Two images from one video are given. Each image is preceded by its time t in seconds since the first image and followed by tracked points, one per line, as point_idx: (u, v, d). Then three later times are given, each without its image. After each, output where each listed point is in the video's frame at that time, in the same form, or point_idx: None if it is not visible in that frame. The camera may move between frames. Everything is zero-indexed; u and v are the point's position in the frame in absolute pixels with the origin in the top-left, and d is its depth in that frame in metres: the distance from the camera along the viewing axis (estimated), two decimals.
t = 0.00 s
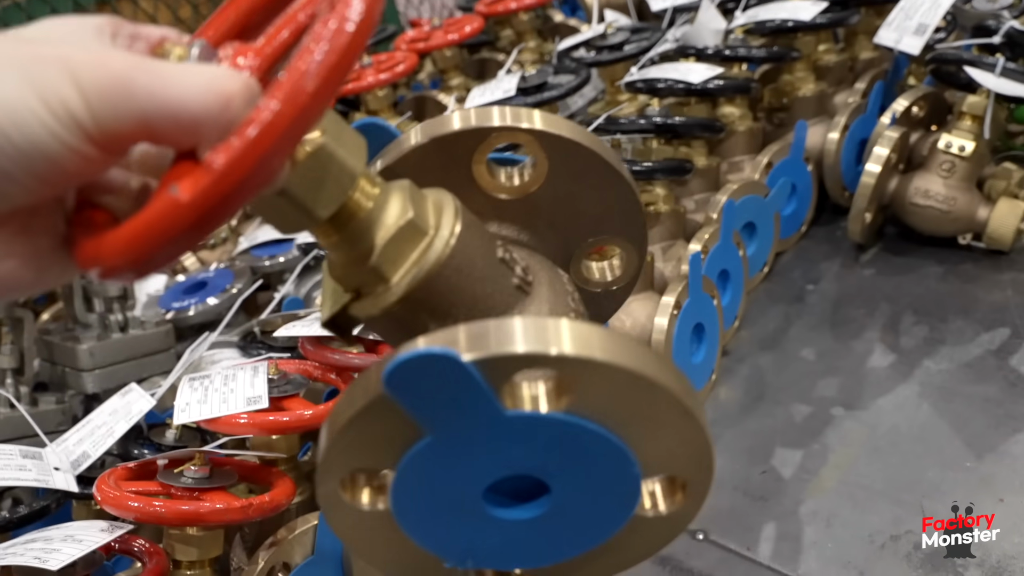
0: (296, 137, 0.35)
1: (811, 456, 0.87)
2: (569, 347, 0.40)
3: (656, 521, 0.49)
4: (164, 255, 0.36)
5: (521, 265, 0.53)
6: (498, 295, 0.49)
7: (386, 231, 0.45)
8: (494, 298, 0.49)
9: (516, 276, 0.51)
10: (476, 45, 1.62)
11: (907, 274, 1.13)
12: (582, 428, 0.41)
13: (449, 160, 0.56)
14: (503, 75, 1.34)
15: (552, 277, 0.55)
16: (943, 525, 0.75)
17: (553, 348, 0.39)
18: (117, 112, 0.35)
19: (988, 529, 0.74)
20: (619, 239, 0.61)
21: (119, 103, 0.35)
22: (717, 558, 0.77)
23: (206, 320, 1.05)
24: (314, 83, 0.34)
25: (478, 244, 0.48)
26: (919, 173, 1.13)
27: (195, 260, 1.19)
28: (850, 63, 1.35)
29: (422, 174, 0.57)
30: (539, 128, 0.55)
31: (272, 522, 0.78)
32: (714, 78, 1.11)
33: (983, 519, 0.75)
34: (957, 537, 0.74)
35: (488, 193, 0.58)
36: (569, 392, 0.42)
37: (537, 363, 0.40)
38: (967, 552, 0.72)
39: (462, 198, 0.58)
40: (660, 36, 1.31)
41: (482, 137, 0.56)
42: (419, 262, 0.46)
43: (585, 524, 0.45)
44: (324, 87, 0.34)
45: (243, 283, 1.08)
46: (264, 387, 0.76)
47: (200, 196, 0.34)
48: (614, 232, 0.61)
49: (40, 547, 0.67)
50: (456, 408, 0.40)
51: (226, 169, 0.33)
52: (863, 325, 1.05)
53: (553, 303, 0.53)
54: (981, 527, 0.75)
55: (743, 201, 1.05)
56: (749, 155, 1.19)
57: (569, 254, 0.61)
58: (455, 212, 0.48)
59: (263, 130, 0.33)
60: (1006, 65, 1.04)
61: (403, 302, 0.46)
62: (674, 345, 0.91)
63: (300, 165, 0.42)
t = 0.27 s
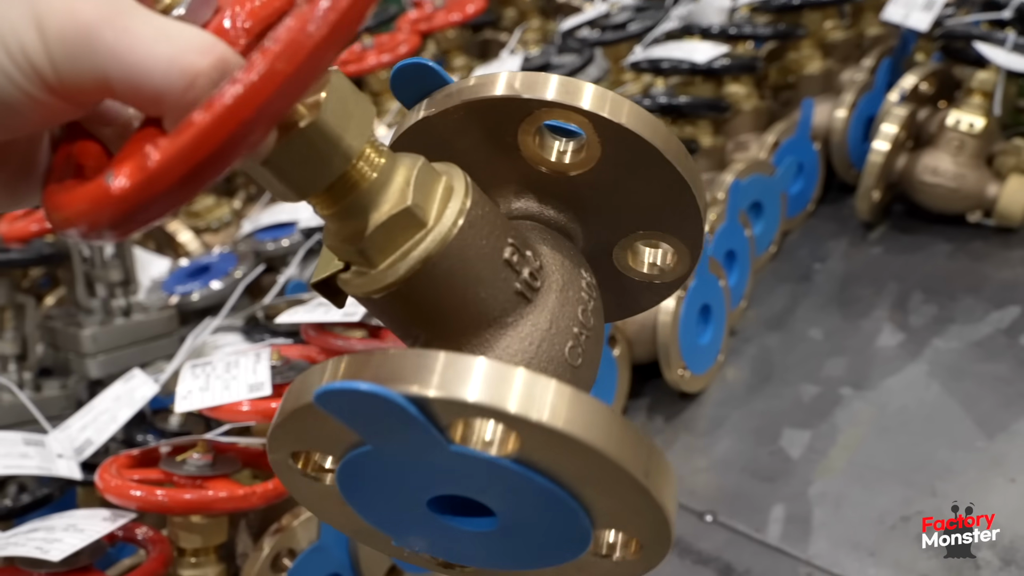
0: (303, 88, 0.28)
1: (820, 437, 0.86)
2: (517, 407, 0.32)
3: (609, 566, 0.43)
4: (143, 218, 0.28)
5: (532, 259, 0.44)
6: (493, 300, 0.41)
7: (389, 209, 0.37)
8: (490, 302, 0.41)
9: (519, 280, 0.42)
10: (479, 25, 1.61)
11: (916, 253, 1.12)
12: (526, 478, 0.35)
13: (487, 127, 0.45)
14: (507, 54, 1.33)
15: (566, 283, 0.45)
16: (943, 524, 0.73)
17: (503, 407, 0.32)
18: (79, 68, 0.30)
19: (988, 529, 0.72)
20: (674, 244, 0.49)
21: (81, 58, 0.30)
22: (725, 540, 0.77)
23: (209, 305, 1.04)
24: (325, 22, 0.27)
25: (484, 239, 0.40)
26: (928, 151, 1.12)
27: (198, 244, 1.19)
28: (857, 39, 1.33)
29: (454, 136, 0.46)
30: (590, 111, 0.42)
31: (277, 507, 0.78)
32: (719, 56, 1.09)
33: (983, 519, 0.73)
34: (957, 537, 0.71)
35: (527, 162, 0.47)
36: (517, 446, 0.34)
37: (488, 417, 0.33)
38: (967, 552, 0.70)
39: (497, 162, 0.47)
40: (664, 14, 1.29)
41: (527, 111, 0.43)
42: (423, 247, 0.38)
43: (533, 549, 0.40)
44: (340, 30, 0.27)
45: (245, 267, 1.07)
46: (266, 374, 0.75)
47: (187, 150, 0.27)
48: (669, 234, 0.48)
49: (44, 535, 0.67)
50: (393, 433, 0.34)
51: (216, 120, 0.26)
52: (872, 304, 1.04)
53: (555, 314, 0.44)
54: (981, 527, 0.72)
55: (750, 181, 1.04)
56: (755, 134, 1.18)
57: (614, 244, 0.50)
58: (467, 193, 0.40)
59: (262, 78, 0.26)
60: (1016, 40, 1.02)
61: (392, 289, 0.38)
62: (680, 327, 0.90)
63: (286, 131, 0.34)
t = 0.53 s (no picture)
0: (345, 95, 0.25)
1: (831, 427, 0.85)
2: (468, 470, 0.31)
3: None
4: (164, 224, 0.25)
5: (547, 286, 0.41)
6: (494, 327, 0.39)
7: (402, 223, 0.35)
8: (492, 329, 0.39)
9: (527, 308, 0.40)
10: (486, 13, 1.60)
11: (928, 241, 1.11)
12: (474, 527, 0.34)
13: (531, 128, 0.41)
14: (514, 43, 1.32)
15: (583, 311, 0.43)
16: (943, 524, 0.72)
17: (449, 465, 0.31)
18: (80, 62, 0.29)
19: (988, 529, 0.70)
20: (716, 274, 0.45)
21: (82, 54, 0.28)
22: (736, 532, 0.76)
23: (216, 296, 1.04)
24: (373, 21, 0.24)
25: (494, 268, 0.38)
26: (940, 138, 1.11)
27: (206, 235, 1.19)
28: (868, 25, 1.32)
29: (498, 127, 0.42)
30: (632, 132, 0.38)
31: (286, 498, 0.78)
32: (728, 43, 1.08)
33: (984, 519, 0.71)
34: (957, 537, 0.70)
35: (572, 167, 0.43)
36: (472, 497, 0.33)
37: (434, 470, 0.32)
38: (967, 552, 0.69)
39: (541, 160, 0.44)
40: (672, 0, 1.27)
41: (571, 121, 0.39)
42: (434, 260, 0.36)
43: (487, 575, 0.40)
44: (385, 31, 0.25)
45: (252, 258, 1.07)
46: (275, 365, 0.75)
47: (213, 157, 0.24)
48: (714, 265, 0.44)
49: (53, 528, 0.67)
50: (347, 457, 0.34)
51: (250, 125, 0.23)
52: (883, 293, 1.03)
53: (561, 347, 0.41)
54: (981, 527, 0.71)
55: (760, 169, 1.03)
56: (765, 122, 1.17)
57: (654, 261, 0.47)
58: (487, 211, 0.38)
59: (303, 82, 0.23)
60: None
61: (401, 301, 0.37)
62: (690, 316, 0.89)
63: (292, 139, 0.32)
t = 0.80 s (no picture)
0: (348, 86, 0.24)
1: (839, 424, 0.85)
2: (441, 472, 0.31)
3: None
4: (164, 209, 0.25)
5: (546, 287, 0.41)
6: (489, 327, 0.39)
7: (402, 218, 0.35)
8: (485, 329, 0.39)
9: (523, 310, 0.40)
10: (493, 10, 1.59)
11: (937, 238, 1.11)
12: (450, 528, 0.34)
13: (545, 123, 0.41)
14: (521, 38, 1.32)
15: (582, 314, 0.42)
16: (942, 524, 0.71)
17: (424, 468, 0.31)
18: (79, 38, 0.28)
19: (989, 530, 0.70)
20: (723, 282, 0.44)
21: (83, 27, 0.27)
22: (743, 528, 0.76)
23: (223, 292, 1.04)
24: (379, 14, 0.23)
25: (491, 270, 0.37)
26: (949, 134, 1.10)
27: (212, 231, 1.19)
28: (877, 21, 1.31)
29: (513, 120, 0.41)
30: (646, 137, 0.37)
31: (292, 492, 0.78)
32: (737, 38, 1.08)
33: (984, 518, 0.71)
34: (956, 538, 0.70)
35: (585, 164, 0.42)
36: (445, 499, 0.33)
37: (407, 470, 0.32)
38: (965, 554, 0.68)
39: (554, 155, 0.43)
40: None
41: (585, 120, 0.39)
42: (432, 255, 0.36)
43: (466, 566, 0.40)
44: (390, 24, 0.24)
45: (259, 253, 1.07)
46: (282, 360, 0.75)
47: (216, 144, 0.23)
48: (725, 274, 0.44)
49: (60, 520, 0.67)
50: (328, 450, 0.35)
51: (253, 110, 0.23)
52: (891, 289, 1.03)
53: (556, 349, 0.41)
54: (981, 527, 0.70)
55: (768, 164, 1.02)
56: (773, 117, 1.16)
57: (663, 264, 0.46)
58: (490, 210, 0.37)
59: (306, 70, 0.23)
60: None
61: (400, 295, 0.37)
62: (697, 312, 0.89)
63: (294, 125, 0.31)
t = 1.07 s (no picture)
0: (300, 47, 0.26)
1: (843, 426, 0.85)
2: (452, 479, 0.31)
3: None
4: (125, 178, 0.26)
5: (541, 282, 0.41)
6: (483, 322, 0.39)
7: (381, 211, 0.35)
8: (480, 326, 0.39)
9: (518, 305, 0.40)
10: (499, 10, 1.59)
11: (942, 241, 1.11)
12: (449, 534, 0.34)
13: (532, 118, 0.41)
14: (527, 39, 1.32)
15: (580, 310, 0.42)
16: (943, 524, 0.71)
17: (432, 473, 0.31)
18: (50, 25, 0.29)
19: (989, 530, 0.70)
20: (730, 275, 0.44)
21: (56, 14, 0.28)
22: (747, 530, 0.76)
23: (228, 290, 1.04)
24: None
25: (482, 262, 0.37)
26: (956, 137, 1.10)
27: (218, 230, 1.19)
28: (884, 24, 1.31)
29: (501, 120, 0.42)
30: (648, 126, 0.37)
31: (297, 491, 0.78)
32: (743, 40, 1.08)
33: (984, 519, 0.71)
34: (958, 537, 0.70)
35: (576, 162, 0.43)
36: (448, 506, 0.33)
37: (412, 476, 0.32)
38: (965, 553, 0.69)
39: (547, 154, 0.43)
40: None
41: (575, 111, 0.39)
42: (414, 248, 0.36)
43: None
44: None
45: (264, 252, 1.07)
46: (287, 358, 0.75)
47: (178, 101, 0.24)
48: (732, 267, 0.44)
49: (65, 517, 0.67)
50: (319, 457, 0.35)
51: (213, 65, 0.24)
52: (897, 292, 1.03)
53: (555, 348, 0.41)
54: (982, 528, 0.70)
55: (774, 167, 1.02)
56: (779, 120, 1.16)
57: (667, 263, 0.46)
58: (474, 202, 0.37)
59: (260, 26, 0.24)
60: None
61: (377, 292, 0.37)
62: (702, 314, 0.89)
63: (275, 110, 0.31)
